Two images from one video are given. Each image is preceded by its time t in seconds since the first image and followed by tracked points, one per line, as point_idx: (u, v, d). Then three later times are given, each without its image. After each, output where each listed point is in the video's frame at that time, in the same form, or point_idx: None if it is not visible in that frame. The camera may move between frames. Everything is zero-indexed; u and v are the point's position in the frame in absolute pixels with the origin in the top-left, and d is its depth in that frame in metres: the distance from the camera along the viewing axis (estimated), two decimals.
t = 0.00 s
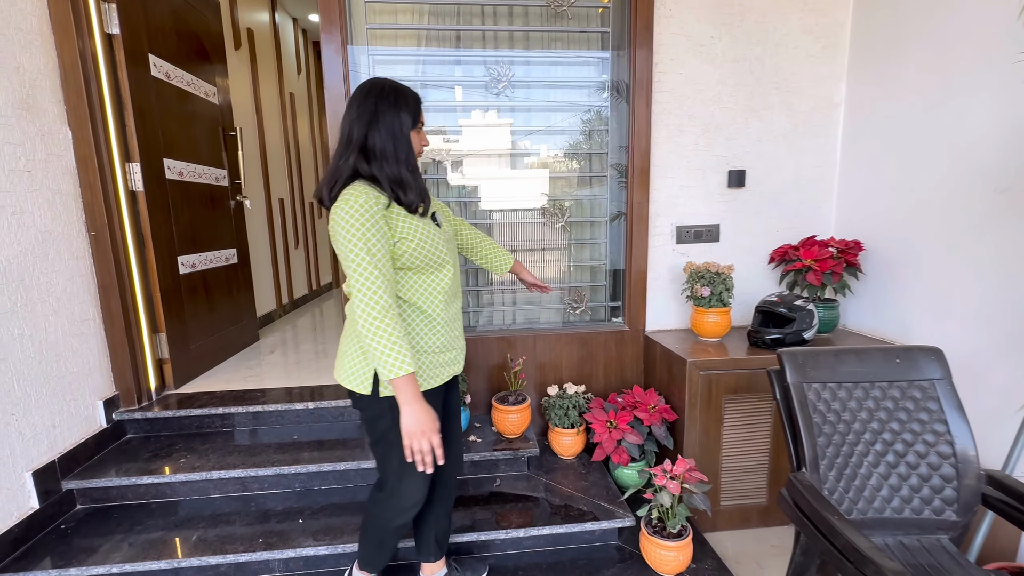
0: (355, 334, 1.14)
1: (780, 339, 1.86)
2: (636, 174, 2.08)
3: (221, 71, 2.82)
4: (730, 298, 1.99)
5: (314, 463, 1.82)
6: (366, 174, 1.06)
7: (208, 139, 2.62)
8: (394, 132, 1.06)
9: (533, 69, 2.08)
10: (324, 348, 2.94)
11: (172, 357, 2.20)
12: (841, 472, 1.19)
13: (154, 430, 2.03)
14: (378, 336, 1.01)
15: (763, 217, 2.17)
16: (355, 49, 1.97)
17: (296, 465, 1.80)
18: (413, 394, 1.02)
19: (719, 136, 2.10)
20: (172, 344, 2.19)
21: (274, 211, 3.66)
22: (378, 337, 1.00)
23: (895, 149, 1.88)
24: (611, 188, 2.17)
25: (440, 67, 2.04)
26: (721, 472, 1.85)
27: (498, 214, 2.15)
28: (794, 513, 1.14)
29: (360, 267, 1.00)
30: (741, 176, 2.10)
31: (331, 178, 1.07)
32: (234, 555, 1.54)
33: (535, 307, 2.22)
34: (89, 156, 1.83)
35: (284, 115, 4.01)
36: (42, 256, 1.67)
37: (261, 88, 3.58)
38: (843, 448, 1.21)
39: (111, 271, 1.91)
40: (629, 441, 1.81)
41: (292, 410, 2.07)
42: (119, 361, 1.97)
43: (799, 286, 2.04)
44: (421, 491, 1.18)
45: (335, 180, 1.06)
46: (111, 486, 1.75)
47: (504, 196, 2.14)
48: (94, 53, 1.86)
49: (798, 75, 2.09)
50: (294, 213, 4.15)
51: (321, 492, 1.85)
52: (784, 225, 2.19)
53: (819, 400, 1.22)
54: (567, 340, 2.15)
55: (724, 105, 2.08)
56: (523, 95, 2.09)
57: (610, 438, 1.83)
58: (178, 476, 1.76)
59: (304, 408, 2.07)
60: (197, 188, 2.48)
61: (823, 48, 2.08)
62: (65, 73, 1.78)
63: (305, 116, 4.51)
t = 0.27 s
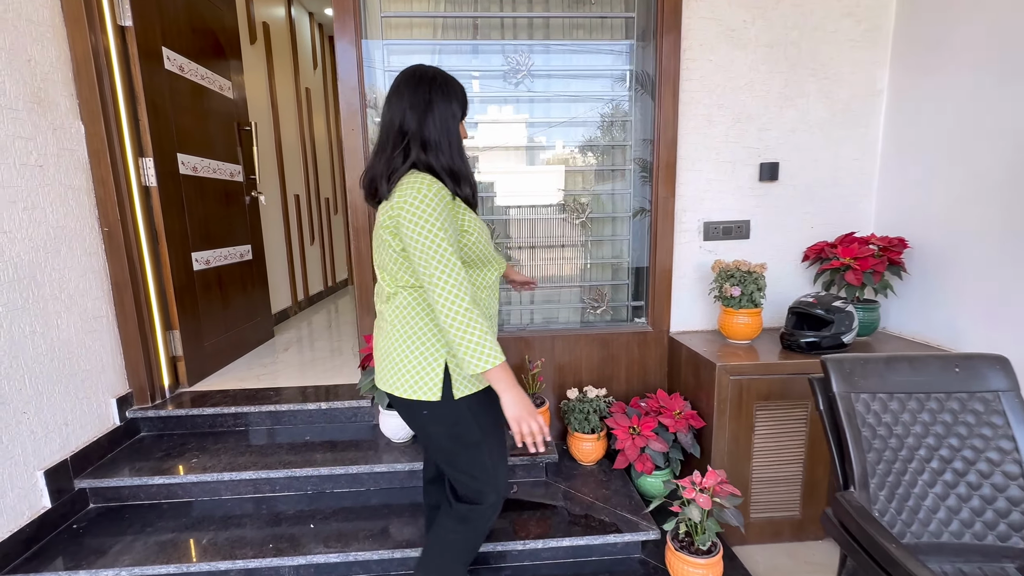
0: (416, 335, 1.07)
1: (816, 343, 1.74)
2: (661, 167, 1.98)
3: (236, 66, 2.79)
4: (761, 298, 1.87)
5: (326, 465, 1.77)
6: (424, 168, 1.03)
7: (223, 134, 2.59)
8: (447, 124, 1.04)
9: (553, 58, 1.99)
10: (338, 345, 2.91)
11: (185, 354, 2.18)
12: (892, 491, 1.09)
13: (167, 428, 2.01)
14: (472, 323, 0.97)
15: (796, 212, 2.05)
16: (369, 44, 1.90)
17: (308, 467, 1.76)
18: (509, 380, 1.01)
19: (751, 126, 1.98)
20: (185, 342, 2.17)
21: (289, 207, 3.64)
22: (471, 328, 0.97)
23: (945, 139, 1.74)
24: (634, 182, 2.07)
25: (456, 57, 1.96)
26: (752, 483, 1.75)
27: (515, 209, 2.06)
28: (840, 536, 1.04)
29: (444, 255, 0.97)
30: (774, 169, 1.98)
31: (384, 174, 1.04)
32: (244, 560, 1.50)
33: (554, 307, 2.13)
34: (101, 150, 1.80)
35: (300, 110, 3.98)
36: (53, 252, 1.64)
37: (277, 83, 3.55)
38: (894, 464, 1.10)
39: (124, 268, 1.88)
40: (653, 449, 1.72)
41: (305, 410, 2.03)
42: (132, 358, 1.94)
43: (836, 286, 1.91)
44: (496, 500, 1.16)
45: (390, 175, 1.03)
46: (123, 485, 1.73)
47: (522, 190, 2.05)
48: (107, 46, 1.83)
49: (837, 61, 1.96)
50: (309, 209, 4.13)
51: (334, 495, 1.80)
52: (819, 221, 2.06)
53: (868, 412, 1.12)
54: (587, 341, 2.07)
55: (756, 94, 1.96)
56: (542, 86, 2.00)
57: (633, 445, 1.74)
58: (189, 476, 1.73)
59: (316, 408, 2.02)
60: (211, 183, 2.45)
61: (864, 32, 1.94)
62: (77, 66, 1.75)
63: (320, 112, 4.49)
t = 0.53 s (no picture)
0: (474, 338, 0.97)
1: (855, 348, 1.60)
2: (687, 159, 1.85)
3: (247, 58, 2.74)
4: (794, 299, 1.74)
5: (332, 469, 1.71)
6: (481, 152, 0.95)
7: (233, 128, 2.54)
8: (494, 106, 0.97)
9: (571, 42, 1.87)
10: (349, 343, 2.85)
11: (194, 351, 2.14)
12: (953, 519, 0.96)
13: (174, 427, 1.97)
14: (554, 314, 0.93)
15: (833, 207, 1.90)
16: (379, 36, 1.82)
17: (312, 470, 1.70)
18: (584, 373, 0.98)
19: (784, 114, 1.84)
20: (193, 338, 2.13)
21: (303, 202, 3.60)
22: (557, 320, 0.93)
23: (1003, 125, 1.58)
24: (657, 174, 1.94)
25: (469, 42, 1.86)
26: (783, 497, 1.63)
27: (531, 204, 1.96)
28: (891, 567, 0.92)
29: (519, 244, 0.91)
30: (809, 160, 1.84)
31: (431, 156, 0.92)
32: (244, 568, 1.44)
33: (570, 306, 2.03)
34: (106, 142, 1.76)
35: (314, 104, 3.93)
36: (56, 246, 1.61)
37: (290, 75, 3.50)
38: (955, 489, 0.98)
39: (130, 263, 1.84)
40: (676, 459, 1.61)
41: (312, 411, 1.97)
42: (138, 355, 1.91)
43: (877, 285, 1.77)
44: (504, 525, 1.07)
45: (443, 155, 0.92)
46: (126, 484, 1.69)
47: (538, 183, 1.94)
48: (112, 34, 1.79)
49: (881, 42, 1.80)
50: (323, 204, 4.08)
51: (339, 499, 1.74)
52: (858, 216, 1.91)
53: (926, 428, 0.99)
54: (605, 343, 1.96)
55: (791, 78, 1.82)
56: (560, 72, 1.89)
57: (654, 454, 1.63)
58: (191, 478, 1.68)
59: (324, 408, 1.96)
60: (220, 177, 2.41)
61: (913, 9, 1.78)
62: (82, 56, 1.71)
63: (335, 106, 4.43)
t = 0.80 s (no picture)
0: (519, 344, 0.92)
1: (902, 359, 1.44)
2: (714, 150, 1.71)
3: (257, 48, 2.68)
4: (833, 304, 1.58)
5: (333, 475, 1.64)
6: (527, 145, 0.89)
7: (242, 120, 2.49)
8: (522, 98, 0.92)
9: (589, 25, 1.74)
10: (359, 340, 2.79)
11: (200, 348, 2.11)
12: None
13: (178, 426, 1.94)
14: (611, 313, 0.94)
15: (877, 202, 1.73)
16: (386, 28, 1.73)
17: (313, 477, 1.63)
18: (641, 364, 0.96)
19: (825, 100, 1.68)
20: (199, 335, 2.09)
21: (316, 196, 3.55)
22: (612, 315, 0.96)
23: None
24: (682, 167, 1.80)
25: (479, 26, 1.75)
26: (818, 521, 1.49)
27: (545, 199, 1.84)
28: None
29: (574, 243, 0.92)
30: (851, 150, 1.67)
31: (488, 142, 0.81)
32: None
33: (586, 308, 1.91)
34: (108, 134, 1.72)
35: (328, 97, 3.87)
36: (56, 241, 1.57)
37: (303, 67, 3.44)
38: None
39: (133, 259, 1.81)
40: (698, 476, 1.49)
41: (316, 412, 1.91)
42: (143, 352, 1.88)
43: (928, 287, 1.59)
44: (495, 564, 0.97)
45: (500, 144, 0.82)
46: (127, 485, 1.66)
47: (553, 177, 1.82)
48: (113, 22, 1.73)
49: (937, 18, 1.62)
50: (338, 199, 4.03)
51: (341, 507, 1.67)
52: (906, 212, 1.74)
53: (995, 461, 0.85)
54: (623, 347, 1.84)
55: (832, 60, 1.65)
56: (577, 57, 1.76)
57: (674, 470, 1.51)
58: (191, 481, 1.63)
59: (327, 410, 1.90)
60: (229, 170, 2.36)
61: None
62: (82, 46, 1.66)
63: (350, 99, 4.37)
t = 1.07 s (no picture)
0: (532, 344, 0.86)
1: (958, 375, 1.29)
2: (748, 142, 1.57)
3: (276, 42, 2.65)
4: (880, 312, 1.43)
5: (339, 479, 1.59)
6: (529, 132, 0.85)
7: (260, 115, 2.47)
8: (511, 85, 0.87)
9: (614, 9, 1.63)
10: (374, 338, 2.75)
11: (214, 344, 2.10)
12: None
13: (191, 422, 1.93)
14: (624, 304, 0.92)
15: (931, 199, 1.57)
16: (401, 22, 1.66)
17: (319, 480, 1.59)
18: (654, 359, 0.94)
19: (873, 86, 1.52)
20: (213, 331, 2.08)
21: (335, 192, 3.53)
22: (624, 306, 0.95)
23: None
24: (711, 161, 1.67)
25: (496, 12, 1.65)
26: (858, 549, 1.36)
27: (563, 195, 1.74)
28: None
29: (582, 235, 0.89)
30: (903, 141, 1.51)
31: (502, 129, 0.75)
32: None
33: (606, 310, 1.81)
34: (121, 128, 1.70)
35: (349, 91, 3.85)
36: (69, 236, 1.56)
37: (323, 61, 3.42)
38: None
39: (147, 255, 1.80)
40: (725, 495, 1.38)
41: (326, 413, 1.87)
42: (156, 348, 1.87)
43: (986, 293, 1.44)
44: None
45: (515, 127, 0.76)
46: (137, 482, 1.65)
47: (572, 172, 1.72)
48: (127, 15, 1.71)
49: None
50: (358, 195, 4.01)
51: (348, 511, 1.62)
52: (963, 210, 1.57)
53: None
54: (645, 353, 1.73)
55: (883, 42, 1.50)
56: (599, 44, 1.65)
57: (698, 488, 1.40)
58: (198, 480, 1.61)
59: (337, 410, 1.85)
60: (245, 165, 2.34)
61: None
62: (96, 39, 1.65)
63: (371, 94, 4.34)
